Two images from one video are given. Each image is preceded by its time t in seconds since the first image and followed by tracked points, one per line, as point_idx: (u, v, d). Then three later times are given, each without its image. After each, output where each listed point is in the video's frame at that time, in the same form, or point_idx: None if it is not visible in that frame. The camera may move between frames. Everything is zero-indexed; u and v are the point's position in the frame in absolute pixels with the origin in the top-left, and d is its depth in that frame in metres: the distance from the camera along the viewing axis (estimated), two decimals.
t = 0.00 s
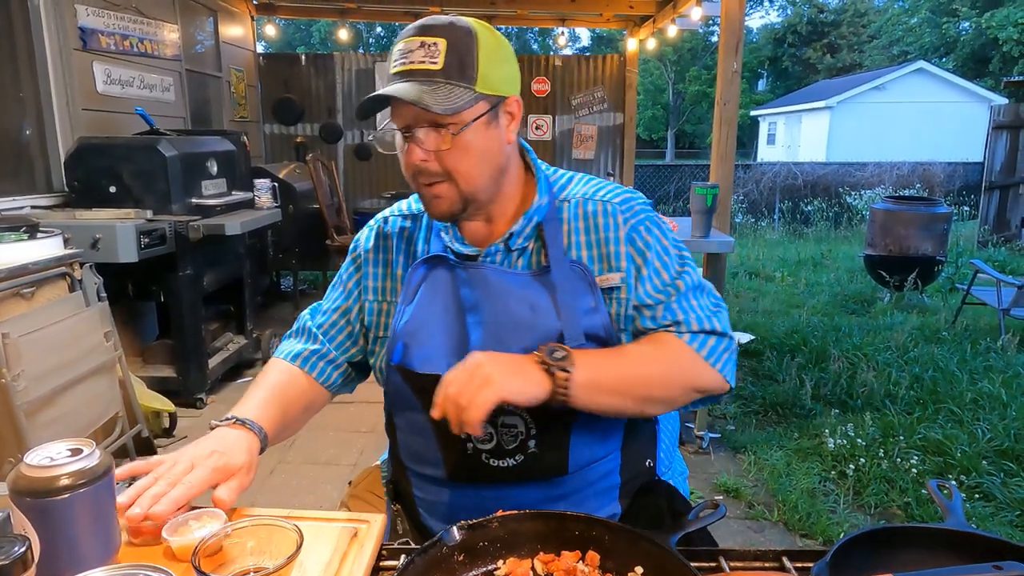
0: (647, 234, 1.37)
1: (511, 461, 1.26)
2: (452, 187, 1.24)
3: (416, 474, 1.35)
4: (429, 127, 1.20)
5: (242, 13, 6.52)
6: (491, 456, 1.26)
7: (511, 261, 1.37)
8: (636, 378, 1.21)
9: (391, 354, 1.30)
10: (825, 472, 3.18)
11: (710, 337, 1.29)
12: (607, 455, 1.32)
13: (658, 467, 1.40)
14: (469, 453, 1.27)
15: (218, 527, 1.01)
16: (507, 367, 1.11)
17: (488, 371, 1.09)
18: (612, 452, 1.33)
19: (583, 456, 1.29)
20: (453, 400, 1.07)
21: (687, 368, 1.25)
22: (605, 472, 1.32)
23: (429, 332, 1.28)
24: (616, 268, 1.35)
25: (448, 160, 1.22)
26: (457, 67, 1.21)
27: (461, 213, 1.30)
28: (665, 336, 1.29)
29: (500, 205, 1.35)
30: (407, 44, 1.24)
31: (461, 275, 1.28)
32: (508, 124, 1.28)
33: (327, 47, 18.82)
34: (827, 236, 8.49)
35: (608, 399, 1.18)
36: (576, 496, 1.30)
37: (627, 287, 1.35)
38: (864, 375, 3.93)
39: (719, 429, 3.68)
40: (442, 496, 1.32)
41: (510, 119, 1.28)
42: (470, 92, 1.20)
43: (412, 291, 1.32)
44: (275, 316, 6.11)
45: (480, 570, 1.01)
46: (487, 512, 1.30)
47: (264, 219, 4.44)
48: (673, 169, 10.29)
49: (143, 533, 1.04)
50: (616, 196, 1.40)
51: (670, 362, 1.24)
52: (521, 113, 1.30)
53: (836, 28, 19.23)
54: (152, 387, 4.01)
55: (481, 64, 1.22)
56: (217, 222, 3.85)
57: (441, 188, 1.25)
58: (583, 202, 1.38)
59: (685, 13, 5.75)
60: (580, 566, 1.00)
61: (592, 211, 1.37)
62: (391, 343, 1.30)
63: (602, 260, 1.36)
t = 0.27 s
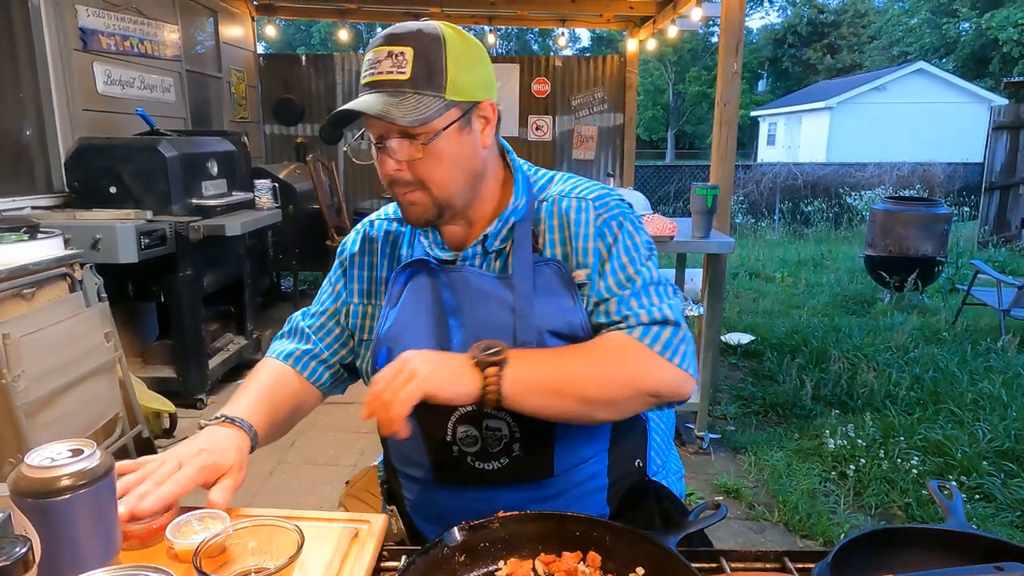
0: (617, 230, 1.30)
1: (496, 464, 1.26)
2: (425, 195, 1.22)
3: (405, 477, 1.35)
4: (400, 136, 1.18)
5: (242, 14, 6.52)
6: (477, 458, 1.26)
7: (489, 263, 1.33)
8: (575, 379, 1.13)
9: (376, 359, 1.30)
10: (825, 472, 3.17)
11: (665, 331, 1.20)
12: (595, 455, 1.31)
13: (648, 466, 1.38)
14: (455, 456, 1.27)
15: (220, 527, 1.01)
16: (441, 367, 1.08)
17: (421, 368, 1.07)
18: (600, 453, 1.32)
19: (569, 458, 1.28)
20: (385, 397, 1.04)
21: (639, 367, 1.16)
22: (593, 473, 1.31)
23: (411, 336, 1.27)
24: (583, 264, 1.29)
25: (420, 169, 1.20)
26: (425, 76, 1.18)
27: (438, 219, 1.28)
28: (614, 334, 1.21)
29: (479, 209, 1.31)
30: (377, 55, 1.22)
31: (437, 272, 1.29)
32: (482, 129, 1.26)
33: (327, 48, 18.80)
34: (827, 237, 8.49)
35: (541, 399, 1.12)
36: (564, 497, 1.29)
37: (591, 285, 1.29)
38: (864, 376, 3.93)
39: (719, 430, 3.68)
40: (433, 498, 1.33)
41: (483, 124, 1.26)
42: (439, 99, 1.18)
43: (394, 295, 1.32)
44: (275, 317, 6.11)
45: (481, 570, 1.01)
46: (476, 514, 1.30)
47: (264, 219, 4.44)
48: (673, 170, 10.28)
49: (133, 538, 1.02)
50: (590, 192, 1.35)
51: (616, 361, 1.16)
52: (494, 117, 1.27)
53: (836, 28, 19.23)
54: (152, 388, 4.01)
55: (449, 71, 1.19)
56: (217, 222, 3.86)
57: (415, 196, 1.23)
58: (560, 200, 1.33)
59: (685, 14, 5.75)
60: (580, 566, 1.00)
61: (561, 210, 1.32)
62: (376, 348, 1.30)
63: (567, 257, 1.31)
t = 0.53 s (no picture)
0: (571, 219, 1.14)
1: (492, 467, 1.24)
2: (419, 197, 1.16)
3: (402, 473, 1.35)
4: (393, 138, 1.11)
5: (242, 14, 6.53)
6: (473, 461, 1.24)
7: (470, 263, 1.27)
8: (421, 391, 0.96)
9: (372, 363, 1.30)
10: (825, 473, 3.17)
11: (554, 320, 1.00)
12: (593, 457, 1.30)
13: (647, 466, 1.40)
14: (452, 459, 1.25)
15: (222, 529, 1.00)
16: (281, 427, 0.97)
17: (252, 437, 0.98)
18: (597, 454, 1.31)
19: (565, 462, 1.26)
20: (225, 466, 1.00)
21: (510, 367, 0.96)
22: (587, 475, 1.30)
23: (402, 350, 1.25)
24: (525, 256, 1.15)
25: (413, 171, 1.13)
26: (420, 77, 1.09)
27: (431, 220, 1.21)
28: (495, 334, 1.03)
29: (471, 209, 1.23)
30: (369, 54, 1.13)
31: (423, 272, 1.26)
32: (476, 131, 1.18)
33: (327, 48, 18.82)
34: (827, 237, 8.49)
35: (377, 420, 0.96)
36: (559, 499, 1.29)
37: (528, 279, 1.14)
38: (864, 377, 3.93)
39: (719, 430, 3.67)
40: (430, 498, 1.32)
41: (478, 126, 1.17)
42: (434, 102, 1.09)
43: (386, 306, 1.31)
44: (275, 318, 6.11)
45: (482, 571, 1.01)
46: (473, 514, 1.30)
47: (265, 220, 4.44)
48: (673, 170, 10.27)
49: (131, 538, 1.01)
50: (562, 190, 1.21)
51: (476, 363, 0.97)
52: (490, 118, 1.19)
53: (836, 29, 19.24)
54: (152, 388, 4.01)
55: (445, 73, 1.10)
56: (217, 223, 3.86)
57: (407, 198, 1.16)
58: (535, 196, 1.22)
59: (685, 14, 5.76)
60: (581, 567, 1.00)
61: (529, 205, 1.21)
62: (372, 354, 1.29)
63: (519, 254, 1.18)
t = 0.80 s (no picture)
0: (552, 217, 1.12)
1: (480, 467, 1.26)
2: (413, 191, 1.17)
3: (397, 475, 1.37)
4: (389, 130, 1.12)
5: (242, 15, 6.53)
6: (461, 461, 1.26)
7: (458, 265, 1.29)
8: (389, 400, 0.95)
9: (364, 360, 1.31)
10: (825, 474, 3.16)
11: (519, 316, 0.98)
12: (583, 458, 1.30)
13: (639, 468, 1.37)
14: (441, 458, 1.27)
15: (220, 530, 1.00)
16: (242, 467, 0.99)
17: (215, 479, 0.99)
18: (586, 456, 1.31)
19: (552, 464, 1.27)
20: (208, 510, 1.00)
21: (477, 370, 0.94)
22: (576, 477, 1.29)
23: (393, 348, 1.25)
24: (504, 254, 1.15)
25: (409, 164, 1.14)
26: (418, 72, 1.10)
27: (424, 216, 1.23)
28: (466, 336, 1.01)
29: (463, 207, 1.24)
30: (370, 47, 1.14)
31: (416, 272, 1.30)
32: (472, 130, 1.18)
33: (327, 49, 18.81)
34: (827, 238, 8.49)
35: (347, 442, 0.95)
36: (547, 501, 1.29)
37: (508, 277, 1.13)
38: (864, 377, 3.93)
39: (719, 431, 3.67)
40: (421, 497, 1.36)
41: (473, 125, 1.18)
42: (430, 97, 1.10)
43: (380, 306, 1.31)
44: (275, 318, 6.11)
45: (482, 572, 1.01)
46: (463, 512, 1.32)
47: (264, 220, 4.44)
48: (673, 171, 10.27)
49: (131, 540, 1.01)
50: (548, 190, 1.21)
51: (442, 369, 0.95)
52: (486, 118, 1.20)
53: (836, 30, 19.25)
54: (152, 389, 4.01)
55: (443, 69, 1.11)
56: (217, 223, 3.86)
57: (401, 191, 1.17)
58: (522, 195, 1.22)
59: (685, 15, 5.76)
60: (581, 568, 0.99)
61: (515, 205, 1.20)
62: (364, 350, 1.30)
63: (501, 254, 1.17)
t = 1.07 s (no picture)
0: (584, 221, 1.15)
1: (484, 458, 1.23)
2: (437, 183, 1.15)
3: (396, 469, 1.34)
4: (416, 122, 1.10)
5: (242, 16, 6.53)
6: (464, 452, 1.23)
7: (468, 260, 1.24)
8: (482, 384, 0.99)
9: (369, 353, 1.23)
10: (825, 475, 3.16)
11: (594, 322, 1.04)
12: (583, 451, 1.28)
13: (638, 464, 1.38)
14: (442, 449, 1.24)
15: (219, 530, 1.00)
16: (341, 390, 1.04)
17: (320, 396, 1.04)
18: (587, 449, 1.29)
19: (554, 456, 1.25)
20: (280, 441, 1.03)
21: (564, 366, 1.00)
22: (577, 470, 1.28)
23: (402, 336, 1.19)
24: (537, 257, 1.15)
25: (435, 156, 1.12)
26: (444, 65, 1.10)
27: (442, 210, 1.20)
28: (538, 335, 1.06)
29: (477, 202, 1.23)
30: (389, 43, 1.11)
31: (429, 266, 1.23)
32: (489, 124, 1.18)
33: (326, 50, 18.84)
34: (827, 239, 8.49)
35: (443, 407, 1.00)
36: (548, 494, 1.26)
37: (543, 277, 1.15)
38: (863, 379, 3.92)
39: (719, 432, 3.66)
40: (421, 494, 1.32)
41: (490, 119, 1.18)
42: (457, 89, 1.10)
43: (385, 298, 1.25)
44: (275, 319, 6.11)
45: (482, 572, 1.01)
46: (462, 505, 1.28)
47: (264, 221, 4.44)
48: (673, 171, 10.27)
49: (129, 540, 0.99)
50: (566, 190, 1.21)
51: (537, 358, 1.01)
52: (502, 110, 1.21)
53: (836, 31, 19.27)
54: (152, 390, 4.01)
55: (468, 62, 1.11)
56: (217, 224, 3.86)
57: (425, 183, 1.15)
58: (537, 196, 1.21)
59: (684, 16, 5.77)
60: (581, 569, 1.00)
61: (536, 205, 1.20)
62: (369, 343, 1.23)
63: (528, 252, 1.18)
